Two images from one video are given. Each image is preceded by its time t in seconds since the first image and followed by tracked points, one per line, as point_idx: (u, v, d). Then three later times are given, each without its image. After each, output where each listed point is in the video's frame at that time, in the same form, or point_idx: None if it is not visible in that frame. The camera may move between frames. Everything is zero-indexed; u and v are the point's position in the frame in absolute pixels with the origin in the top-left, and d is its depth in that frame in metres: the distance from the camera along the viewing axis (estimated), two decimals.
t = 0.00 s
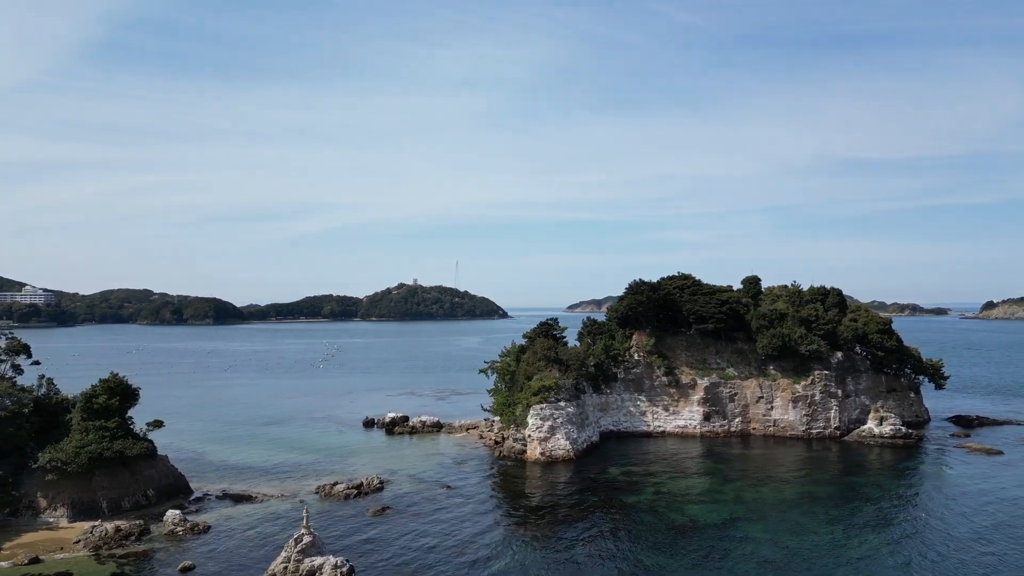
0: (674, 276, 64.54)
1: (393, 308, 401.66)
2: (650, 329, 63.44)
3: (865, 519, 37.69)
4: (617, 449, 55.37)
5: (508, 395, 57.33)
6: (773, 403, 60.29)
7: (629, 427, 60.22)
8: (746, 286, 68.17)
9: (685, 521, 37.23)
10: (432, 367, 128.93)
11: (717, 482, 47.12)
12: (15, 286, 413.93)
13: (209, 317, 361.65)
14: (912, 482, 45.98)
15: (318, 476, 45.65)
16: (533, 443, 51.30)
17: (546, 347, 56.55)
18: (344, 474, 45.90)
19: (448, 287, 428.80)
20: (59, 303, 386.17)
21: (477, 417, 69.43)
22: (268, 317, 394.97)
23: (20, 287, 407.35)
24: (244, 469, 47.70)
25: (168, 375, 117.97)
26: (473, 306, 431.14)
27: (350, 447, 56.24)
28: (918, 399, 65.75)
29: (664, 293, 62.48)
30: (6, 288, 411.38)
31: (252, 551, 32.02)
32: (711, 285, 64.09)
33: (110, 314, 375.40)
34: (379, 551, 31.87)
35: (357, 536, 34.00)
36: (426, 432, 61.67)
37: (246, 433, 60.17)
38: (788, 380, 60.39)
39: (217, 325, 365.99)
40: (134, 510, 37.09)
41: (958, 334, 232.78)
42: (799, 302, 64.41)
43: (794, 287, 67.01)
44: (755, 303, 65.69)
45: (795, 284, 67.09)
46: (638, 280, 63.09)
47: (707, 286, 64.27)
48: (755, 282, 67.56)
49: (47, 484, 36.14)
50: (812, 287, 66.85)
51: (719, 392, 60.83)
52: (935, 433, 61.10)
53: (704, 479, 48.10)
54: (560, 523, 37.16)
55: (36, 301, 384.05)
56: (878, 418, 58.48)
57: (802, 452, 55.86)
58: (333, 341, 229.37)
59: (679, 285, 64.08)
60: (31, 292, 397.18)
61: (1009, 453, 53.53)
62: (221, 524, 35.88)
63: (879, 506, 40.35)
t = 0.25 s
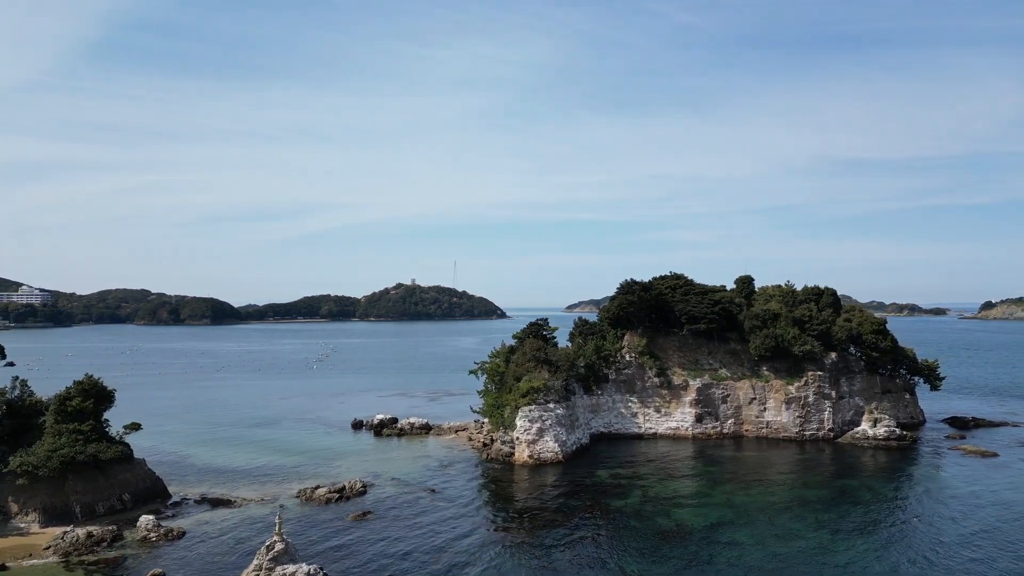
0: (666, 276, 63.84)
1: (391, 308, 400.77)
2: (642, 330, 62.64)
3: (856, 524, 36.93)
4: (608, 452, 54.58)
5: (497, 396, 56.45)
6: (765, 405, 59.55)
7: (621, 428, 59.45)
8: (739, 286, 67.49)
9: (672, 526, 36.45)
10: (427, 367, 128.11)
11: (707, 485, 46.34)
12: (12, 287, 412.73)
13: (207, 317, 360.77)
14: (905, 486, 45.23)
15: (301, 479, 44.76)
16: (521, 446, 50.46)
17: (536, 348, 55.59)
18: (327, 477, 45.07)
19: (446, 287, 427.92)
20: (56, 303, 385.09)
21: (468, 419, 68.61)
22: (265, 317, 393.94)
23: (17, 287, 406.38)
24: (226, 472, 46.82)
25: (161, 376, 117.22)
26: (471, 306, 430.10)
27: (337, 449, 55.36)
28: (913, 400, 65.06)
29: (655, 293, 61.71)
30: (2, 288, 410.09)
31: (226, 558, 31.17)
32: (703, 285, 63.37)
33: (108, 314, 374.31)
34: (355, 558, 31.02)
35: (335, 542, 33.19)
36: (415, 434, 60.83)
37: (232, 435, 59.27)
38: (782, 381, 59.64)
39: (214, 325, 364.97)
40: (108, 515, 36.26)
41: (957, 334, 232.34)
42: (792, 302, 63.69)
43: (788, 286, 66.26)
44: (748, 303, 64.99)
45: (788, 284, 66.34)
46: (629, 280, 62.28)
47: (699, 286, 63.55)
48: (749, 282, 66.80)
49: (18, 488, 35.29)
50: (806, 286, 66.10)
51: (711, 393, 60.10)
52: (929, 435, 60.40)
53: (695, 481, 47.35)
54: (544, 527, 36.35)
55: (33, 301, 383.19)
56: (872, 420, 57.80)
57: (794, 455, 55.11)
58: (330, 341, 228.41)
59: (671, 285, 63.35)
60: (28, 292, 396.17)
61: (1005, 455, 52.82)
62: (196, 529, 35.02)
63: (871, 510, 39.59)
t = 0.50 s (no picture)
0: (657, 275, 62.97)
1: (389, 308, 399.74)
2: (633, 330, 61.70)
3: (845, 530, 36.00)
4: (596, 454, 53.61)
5: (484, 398, 55.45)
6: (757, 406, 58.64)
7: (610, 430, 58.48)
8: (731, 286, 66.60)
9: (657, 532, 35.53)
10: (421, 368, 127.10)
11: (696, 488, 45.41)
12: (8, 287, 411.22)
13: (204, 317, 359.67)
14: (898, 490, 44.29)
15: (279, 482, 43.74)
16: (507, 448, 49.38)
17: (523, 348, 54.36)
18: (307, 481, 44.08)
19: (444, 287, 426.89)
20: (52, 303, 383.63)
21: (457, 420, 67.64)
22: (262, 317, 392.70)
23: (14, 288, 405.34)
24: (204, 475, 45.81)
25: (152, 376, 116.30)
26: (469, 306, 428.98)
27: (320, 452, 54.34)
28: (908, 401, 64.20)
29: (646, 293, 60.81)
30: None
31: (194, 566, 30.26)
32: (694, 285, 62.49)
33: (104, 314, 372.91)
34: (327, 568, 30.08)
35: (308, 549, 32.25)
36: (401, 437, 59.82)
37: (214, 437, 58.23)
38: (774, 383, 58.74)
39: (211, 326, 363.67)
40: (78, 520, 35.34)
41: (955, 335, 231.64)
42: (785, 302, 62.80)
43: (780, 286, 65.35)
44: (740, 303, 64.11)
45: (781, 284, 65.45)
46: (620, 280, 61.37)
47: (691, 286, 62.67)
48: (741, 281, 65.83)
49: None
50: (799, 286, 65.20)
51: (703, 395, 59.21)
52: (924, 437, 59.49)
53: (683, 485, 46.41)
54: (525, 533, 35.38)
55: (30, 301, 382.18)
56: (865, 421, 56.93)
57: (786, 457, 54.18)
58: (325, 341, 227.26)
59: (662, 285, 62.48)
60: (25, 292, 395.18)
61: (1000, 458, 51.91)
62: (167, 536, 34.08)
63: (861, 515, 38.68)
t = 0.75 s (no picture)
0: (649, 275, 62.20)
1: (387, 308, 399.01)
2: (624, 330, 60.91)
3: (835, 536, 35.22)
4: (586, 457, 52.76)
5: (472, 399, 54.57)
6: (750, 408, 57.86)
7: (601, 432, 57.63)
8: (724, 285, 65.83)
9: (643, 537, 34.72)
10: (416, 368, 126.26)
11: (685, 491, 44.59)
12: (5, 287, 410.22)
13: (202, 317, 358.71)
14: (891, 493, 43.55)
15: (261, 486, 42.87)
16: (495, 451, 48.37)
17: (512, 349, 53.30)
18: (290, 484, 43.24)
19: (442, 287, 425.98)
20: (49, 303, 382.62)
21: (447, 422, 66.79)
22: (260, 317, 391.78)
23: (14, 287, 404.47)
24: (185, 478, 44.97)
25: (144, 377, 115.56)
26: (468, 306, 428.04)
27: (305, 454, 53.47)
28: (903, 403, 63.44)
29: (638, 293, 60.05)
30: None
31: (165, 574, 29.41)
32: (687, 284, 61.71)
33: (101, 315, 371.92)
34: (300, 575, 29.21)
35: (284, 556, 31.39)
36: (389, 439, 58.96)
37: (199, 440, 57.36)
38: (767, 384, 57.95)
39: (208, 326, 362.73)
40: (51, 526, 34.55)
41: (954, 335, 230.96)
42: (779, 302, 61.99)
43: (774, 286, 64.55)
44: (733, 303, 63.33)
45: (775, 284, 64.66)
46: (611, 279, 60.56)
47: (683, 285, 61.88)
48: (735, 281, 64.93)
49: None
50: (793, 286, 64.40)
51: (695, 396, 58.45)
52: (919, 439, 58.74)
53: (673, 487, 45.63)
54: (509, 538, 34.51)
55: (28, 301, 381.54)
56: (860, 423, 56.14)
57: (779, 460, 53.39)
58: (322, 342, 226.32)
59: (654, 285, 61.72)
60: (23, 291, 394.38)
61: (995, 460, 51.19)
62: (141, 542, 33.26)
63: (852, 520, 37.90)
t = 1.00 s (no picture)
0: (640, 274, 61.35)
1: (385, 308, 397.95)
2: (614, 331, 60.03)
3: (822, 542, 34.33)
4: (574, 460, 51.82)
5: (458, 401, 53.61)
6: (741, 409, 57.02)
7: (590, 434, 56.72)
8: (716, 285, 65.01)
9: (626, 544, 33.81)
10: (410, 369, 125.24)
11: (673, 495, 43.68)
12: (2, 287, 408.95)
13: (198, 317, 357.36)
14: (882, 497, 42.70)
15: (238, 491, 41.87)
16: (479, 454, 47.40)
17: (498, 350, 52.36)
18: (268, 488, 42.29)
19: (440, 287, 424.78)
20: (45, 303, 381.39)
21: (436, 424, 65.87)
22: (257, 317, 390.58)
23: (11, 287, 403.29)
24: (161, 482, 44.03)
25: (136, 378, 114.60)
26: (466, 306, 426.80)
27: (288, 457, 52.50)
28: (897, 404, 62.57)
29: (627, 293, 59.18)
30: None
31: None
32: (677, 284, 60.86)
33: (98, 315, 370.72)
34: None
35: (254, 564, 30.42)
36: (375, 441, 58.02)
37: (181, 443, 56.40)
38: (758, 385, 57.10)
39: (205, 326, 361.51)
40: (17, 532, 33.62)
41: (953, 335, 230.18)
42: (771, 302, 61.14)
43: (767, 286, 63.69)
44: (725, 303, 62.48)
45: (767, 284, 63.80)
46: (601, 279, 59.67)
47: (674, 285, 61.02)
48: (726, 280, 64.03)
49: None
50: (786, 286, 63.55)
51: (685, 398, 57.62)
52: (913, 441, 57.91)
53: (661, 489, 44.72)
54: (487, 544, 33.54)
55: (23, 301, 380.02)
56: (852, 426, 55.29)
57: (770, 463, 52.53)
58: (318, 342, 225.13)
59: (644, 285, 60.86)
60: (19, 291, 392.87)
61: (988, 462, 50.39)
62: (108, 549, 32.30)
63: (841, 525, 37.01)
